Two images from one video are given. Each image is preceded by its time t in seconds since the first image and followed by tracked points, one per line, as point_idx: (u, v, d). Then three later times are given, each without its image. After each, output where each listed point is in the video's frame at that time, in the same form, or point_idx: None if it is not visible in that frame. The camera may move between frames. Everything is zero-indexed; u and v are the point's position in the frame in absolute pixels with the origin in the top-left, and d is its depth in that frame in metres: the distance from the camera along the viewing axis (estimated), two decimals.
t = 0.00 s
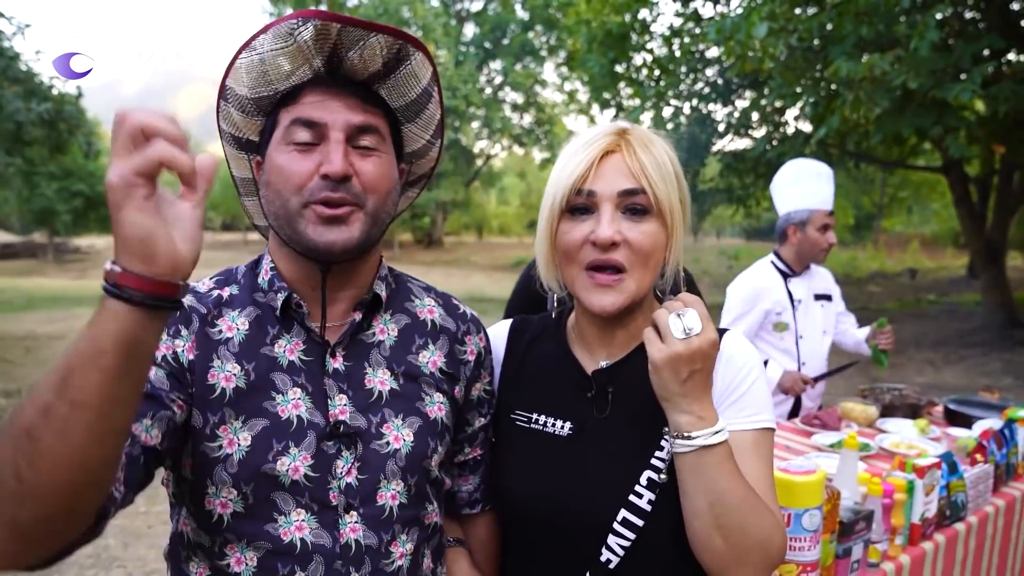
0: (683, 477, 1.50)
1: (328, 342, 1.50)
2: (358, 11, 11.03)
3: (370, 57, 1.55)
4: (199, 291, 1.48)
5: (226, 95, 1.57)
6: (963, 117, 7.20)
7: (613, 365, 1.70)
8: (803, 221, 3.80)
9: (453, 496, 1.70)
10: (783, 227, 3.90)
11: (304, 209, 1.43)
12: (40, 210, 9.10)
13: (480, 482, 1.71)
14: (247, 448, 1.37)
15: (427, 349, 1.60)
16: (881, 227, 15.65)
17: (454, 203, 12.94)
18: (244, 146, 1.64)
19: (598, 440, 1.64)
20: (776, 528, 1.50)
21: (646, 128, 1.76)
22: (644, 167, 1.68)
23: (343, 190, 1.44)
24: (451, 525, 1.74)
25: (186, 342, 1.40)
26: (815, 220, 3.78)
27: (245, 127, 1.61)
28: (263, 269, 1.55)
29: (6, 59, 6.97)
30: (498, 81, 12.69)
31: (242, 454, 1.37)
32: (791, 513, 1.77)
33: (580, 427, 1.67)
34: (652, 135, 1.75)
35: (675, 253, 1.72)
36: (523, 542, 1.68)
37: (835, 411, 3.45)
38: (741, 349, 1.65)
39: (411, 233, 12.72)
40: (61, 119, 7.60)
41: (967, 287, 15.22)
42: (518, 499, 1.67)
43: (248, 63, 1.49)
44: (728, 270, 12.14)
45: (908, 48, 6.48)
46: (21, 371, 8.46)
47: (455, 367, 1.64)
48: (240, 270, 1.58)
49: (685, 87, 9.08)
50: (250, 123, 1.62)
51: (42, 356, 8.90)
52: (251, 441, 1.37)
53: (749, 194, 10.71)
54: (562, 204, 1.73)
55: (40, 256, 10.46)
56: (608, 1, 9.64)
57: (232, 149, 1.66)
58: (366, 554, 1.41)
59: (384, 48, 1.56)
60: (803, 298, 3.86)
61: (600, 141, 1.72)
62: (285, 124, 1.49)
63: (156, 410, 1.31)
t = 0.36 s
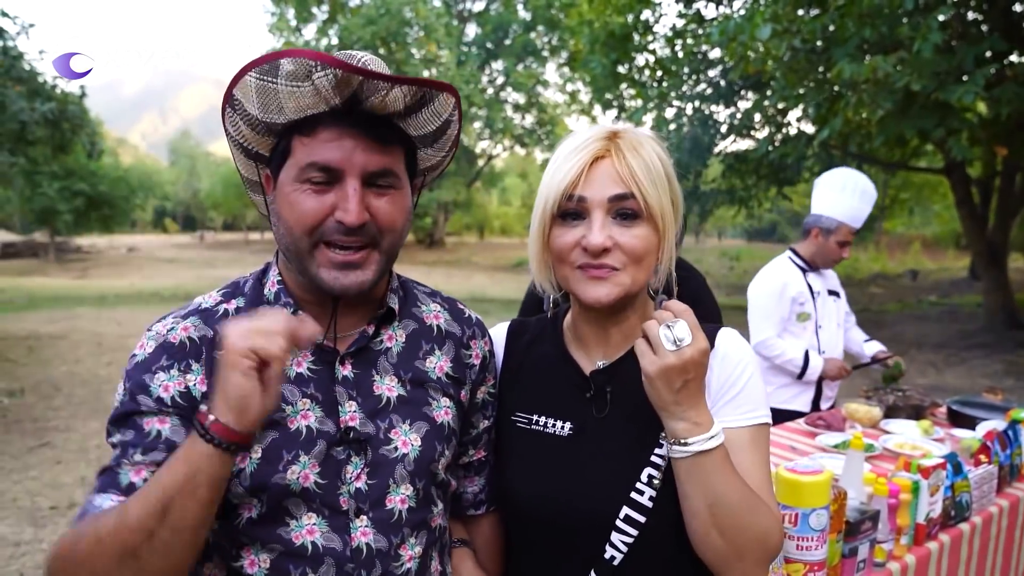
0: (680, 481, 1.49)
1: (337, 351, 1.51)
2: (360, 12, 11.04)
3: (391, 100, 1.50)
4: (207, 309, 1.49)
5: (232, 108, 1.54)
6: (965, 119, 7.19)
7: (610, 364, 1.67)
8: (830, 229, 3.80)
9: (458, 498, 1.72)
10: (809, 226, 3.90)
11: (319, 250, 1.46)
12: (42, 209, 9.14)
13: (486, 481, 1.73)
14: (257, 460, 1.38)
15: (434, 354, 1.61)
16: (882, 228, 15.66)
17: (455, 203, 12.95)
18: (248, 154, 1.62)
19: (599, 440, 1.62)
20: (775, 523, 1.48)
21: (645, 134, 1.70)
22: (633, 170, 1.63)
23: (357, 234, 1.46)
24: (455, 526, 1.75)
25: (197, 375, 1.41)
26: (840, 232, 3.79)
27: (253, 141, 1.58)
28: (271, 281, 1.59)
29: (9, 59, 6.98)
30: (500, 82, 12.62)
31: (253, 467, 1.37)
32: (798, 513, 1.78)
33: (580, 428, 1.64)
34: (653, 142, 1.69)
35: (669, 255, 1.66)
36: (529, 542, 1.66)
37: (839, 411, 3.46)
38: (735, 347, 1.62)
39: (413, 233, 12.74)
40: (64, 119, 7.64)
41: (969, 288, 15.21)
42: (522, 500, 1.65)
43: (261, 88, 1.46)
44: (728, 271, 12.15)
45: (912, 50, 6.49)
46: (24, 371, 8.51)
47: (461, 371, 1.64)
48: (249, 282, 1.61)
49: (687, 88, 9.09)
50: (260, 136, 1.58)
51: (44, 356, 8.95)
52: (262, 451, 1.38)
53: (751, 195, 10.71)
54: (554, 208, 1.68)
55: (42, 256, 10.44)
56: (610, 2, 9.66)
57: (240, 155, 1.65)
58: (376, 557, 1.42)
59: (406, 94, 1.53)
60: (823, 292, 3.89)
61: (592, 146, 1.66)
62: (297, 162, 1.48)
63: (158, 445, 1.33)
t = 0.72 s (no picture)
0: (703, 509, 1.40)
1: (357, 354, 1.49)
2: (361, 11, 11.04)
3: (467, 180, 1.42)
4: (217, 306, 1.45)
5: (269, 122, 1.39)
6: (970, 120, 7.21)
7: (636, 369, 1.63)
8: (853, 233, 3.81)
9: (481, 499, 1.69)
10: (831, 228, 3.89)
11: (356, 293, 1.40)
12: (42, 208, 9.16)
13: (509, 484, 1.70)
14: (271, 466, 1.37)
15: (454, 361, 1.59)
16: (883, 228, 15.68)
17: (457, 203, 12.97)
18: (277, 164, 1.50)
19: (620, 447, 1.60)
20: (804, 539, 1.39)
21: (669, 134, 1.64)
22: (651, 168, 1.58)
23: (396, 293, 1.39)
24: (477, 523, 1.70)
25: (196, 379, 1.37)
26: (863, 237, 3.80)
27: (286, 159, 1.45)
28: (287, 282, 1.52)
29: (12, 57, 6.98)
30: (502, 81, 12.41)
31: (267, 472, 1.37)
32: (820, 514, 1.78)
33: (601, 436, 1.62)
34: (678, 144, 1.62)
35: (690, 254, 1.60)
36: (554, 547, 1.65)
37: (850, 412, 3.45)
38: (759, 361, 1.50)
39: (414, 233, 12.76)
40: (67, 118, 7.64)
41: (969, 288, 15.24)
42: (543, 504, 1.64)
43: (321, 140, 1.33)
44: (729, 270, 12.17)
45: (918, 51, 6.51)
46: (26, 371, 8.58)
47: (481, 378, 1.62)
48: (263, 281, 1.56)
49: (690, 89, 9.09)
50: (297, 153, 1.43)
51: (46, 356, 9.06)
52: (277, 457, 1.37)
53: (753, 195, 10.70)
54: (571, 206, 1.66)
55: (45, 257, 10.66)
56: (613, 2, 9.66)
57: (262, 152, 1.52)
58: (399, 565, 1.41)
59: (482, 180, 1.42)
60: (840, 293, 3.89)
61: (614, 143, 1.63)
62: (340, 210, 1.38)
63: (166, 468, 1.34)
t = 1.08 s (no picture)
0: (719, 540, 1.42)
1: (365, 361, 1.46)
2: (340, 10, 10.98)
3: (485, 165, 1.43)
4: (220, 310, 1.42)
5: (276, 116, 1.41)
6: (949, 121, 7.34)
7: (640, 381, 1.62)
8: (851, 239, 3.86)
9: (486, 510, 1.68)
10: (830, 233, 3.94)
11: (371, 291, 1.39)
12: (14, 208, 9.04)
13: (514, 494, 1.70)
14: (279, 477, 1.35)
15: (463, 366, 1.58)
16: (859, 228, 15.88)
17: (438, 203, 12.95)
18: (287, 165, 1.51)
19: (625, 458, 1.58)
20: (818, 546, 1.41)
21: (667, 131, 1.60)
22: (640, 172, 1.55)
23: (411, 287, 1.39)
24: (484, 538, 1.70)
25: (200, 386, 1.34)
26: (859, 244, 3.86)
27: (295, 158, 1.46)
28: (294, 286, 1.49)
29: None
30: (481, 81, 12.37)
31: (274, 483, 1.35)
32: (820, 514, 1.79)
33: (606, 446, 1.61)
34: (678, 144, 1.59)
35: (687, 258, 1.58)
36: (559, 556, 1.64)
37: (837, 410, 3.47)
38: (766, 369, 1.50)
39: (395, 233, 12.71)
40: (43, 116, 7.53)
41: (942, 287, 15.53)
42: (544, 506, 1.64)
43: (337, 129, 1.34)
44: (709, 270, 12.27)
45: (898, 53, 6.62)
46: None
47: (491, 383, 1.62)
48: (267, 285, 1.52)
49: (671, 90, 9.14)
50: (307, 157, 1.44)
51: (19, 357, 9.13)
52: (284, 468, 1.35)
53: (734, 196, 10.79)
54: (564, 211, 1.65)
55: (14, 256, 10.73)
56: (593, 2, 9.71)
57: (267, 153, 1.52)
58: None
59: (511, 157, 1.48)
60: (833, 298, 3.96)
61: (610, 143, 1.61)
62: (353, 205, 1.38)
63: (166, 476, 1.32)
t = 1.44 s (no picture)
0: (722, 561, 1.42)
1: (367, 358, 1.47)
2: (312, 8, 10.86)
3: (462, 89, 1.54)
4: (214, 315, 1.41)
5: (252, 99, 1.45)
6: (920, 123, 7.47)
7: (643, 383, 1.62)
8: (829, 236, 3.94)
9: (490, 508, 1.68)
10: (811, 231, 4.04)
11: (380, 248, 1.42)
12: None
13: (516, 492, 1.70)
14: (288, 481, 1.33)
15: (462, 360, 1.58)
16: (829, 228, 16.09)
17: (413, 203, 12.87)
18: (271, 154, 1.51)
19: (627, 461, 1.58)
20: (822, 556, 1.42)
21: (667, 133, 1.57)
22: (633, 178, 1.54)
23: (422, 230, 1.43)
24: (488, 537, 1.71)
25: (201, 392, 1.32)
26: (838, 240, 3.93)
27: (282, 139, 1.48)
28: (288, 285, 1.50)
29: None
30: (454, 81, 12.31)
31: (284, 488, 1.33)
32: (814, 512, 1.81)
33: (607, 449, 1.61)
34: (679, 144, 1.56)
35: (688, 265, 1.56)
36: (562, 559, 1.63)
37: (819, 408, 3.50)
38: (771, 377, 1.49)
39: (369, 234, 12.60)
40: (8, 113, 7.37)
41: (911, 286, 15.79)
42: (548, 514, 1.63)
43: (322, 75, 1.39)
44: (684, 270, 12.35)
45: (872, 55, 6.72)
46: None
47: (490, 375, 1.63)
48: (258, 286, 1.52)
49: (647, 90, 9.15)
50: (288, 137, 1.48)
51: None
52: (293, 472, 1.33)
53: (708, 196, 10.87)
54: (561, 216, 1.66)
55: None
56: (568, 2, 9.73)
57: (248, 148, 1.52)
58: None
59: (477, 83, 1.56)
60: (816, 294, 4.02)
61: (606, 149, 1.59)
62: (359, 156, 1.42)
63: (165, 487, 1.28)
